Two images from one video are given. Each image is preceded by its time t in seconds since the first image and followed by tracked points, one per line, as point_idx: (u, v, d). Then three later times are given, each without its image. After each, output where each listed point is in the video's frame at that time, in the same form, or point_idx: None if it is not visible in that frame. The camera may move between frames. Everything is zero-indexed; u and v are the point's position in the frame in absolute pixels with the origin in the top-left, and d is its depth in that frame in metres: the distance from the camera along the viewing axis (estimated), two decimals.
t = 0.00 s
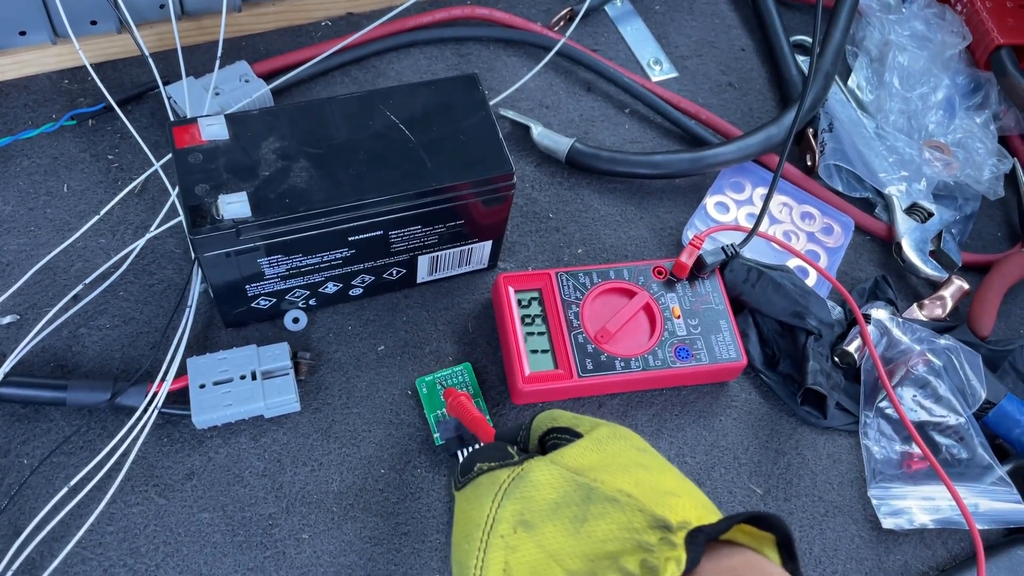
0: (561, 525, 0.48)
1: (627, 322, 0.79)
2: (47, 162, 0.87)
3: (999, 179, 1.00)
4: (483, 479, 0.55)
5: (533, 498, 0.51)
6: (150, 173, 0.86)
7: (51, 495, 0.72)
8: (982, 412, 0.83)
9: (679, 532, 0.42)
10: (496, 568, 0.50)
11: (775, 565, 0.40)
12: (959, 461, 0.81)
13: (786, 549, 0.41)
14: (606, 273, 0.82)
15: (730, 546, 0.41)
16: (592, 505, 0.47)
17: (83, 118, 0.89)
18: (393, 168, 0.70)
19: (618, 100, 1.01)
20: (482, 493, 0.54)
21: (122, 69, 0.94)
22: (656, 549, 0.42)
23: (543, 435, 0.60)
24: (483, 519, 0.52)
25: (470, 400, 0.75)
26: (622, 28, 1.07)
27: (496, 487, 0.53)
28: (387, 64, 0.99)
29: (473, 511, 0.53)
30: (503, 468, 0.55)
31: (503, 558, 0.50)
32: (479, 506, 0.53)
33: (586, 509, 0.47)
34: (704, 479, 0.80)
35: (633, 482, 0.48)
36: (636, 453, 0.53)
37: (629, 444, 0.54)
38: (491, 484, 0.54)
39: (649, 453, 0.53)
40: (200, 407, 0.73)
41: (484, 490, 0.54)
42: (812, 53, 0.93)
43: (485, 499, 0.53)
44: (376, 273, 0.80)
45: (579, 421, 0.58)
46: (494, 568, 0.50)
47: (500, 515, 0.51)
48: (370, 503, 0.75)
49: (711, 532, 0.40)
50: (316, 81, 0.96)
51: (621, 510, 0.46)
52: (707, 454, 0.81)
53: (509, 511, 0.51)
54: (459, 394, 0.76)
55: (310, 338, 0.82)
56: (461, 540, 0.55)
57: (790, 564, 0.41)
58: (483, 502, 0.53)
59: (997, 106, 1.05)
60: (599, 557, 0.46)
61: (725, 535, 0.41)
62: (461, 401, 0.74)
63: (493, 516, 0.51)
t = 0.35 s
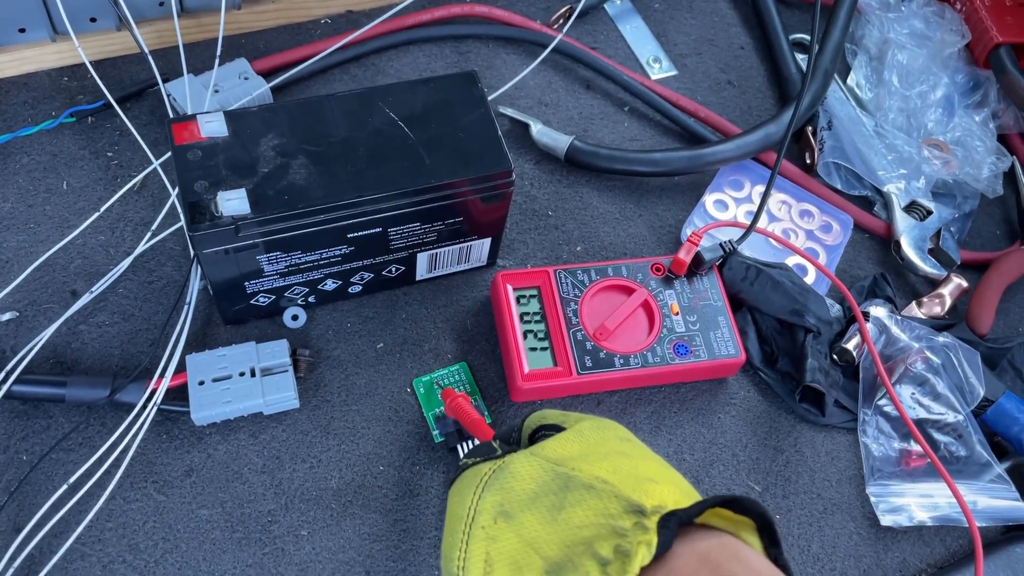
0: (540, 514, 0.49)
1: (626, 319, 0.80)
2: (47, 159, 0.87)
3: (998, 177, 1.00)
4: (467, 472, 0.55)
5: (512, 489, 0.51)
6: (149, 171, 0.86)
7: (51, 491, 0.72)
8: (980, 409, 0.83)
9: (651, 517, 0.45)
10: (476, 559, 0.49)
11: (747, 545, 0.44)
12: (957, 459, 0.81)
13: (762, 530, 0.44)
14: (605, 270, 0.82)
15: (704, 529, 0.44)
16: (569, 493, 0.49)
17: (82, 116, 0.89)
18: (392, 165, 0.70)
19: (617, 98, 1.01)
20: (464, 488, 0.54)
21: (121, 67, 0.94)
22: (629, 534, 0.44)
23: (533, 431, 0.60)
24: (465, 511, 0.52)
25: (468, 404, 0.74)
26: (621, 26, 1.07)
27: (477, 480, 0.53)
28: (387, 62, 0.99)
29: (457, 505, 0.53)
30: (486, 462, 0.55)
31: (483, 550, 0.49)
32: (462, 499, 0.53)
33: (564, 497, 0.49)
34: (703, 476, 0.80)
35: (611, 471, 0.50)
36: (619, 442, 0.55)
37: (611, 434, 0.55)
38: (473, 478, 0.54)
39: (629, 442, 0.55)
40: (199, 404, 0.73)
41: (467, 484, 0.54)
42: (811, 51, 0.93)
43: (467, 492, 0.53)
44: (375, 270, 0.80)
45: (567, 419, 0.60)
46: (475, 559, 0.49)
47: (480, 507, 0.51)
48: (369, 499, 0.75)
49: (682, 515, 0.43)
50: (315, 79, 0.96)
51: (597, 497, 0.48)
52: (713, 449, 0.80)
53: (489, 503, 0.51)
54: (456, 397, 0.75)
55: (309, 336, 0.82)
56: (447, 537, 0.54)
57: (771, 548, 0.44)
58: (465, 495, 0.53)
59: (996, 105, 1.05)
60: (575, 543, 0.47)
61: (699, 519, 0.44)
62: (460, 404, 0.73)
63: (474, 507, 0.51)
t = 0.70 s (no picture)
0: (528, 525, 0.49)
1: (625, 318, 0.80)
2: (48, 159, 0.87)
3: (997, 176, 1.00)
4: (455, 487, 0.54)
5: (500, 501, 0.51)
6: (150, 171, 0.86)
7: (52, 490, 0.72)
8: (978, 409, 0.83)
9: (637, 526, 0.44)
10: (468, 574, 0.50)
11: (734, 548, 0.44)
12: (955, 458, 0.82)
13: (750, 532, 0.44)
14: (604, 270, 0.83)
15: (690, 534, 0.45)
16: (556, 505, 0.48)
17: (83, 116, 0.89)
18: (392, 165, 0.70)
19: (617, 98, 1.01)
20: (454, 501, 0.53)
21: (122, 67, 0.94)
22: (614, 544, 0.44)
23: (524, 439, 0.60)
24: (455, 526, 0.52)
25: (465, 403, 0.75)
26: (621, 26, 1.07)
27: (466, 495, 0.52)
28: (387, 62, 0.99)
29: (447, 520, 0.53)
30: (475, 474, 0.54)
31: (475, 563, 0.50)
32: (451, 514, 0.53)
33: (551, 508, 0.49)
34: (702, 475, 0.80)
35: (598, 479, 0.49)
36: (608, 449, 0.54)
37: (599, 441, 0.55)
38: (462, 491, 0.53)
39: (618, 448, 0.55)
40: (200, 403, 0.74)
41: (456, 499, 0.53)
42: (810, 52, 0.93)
43: (456, 507, 0.53)
44: (376, 270, 0.80)
45: (557, 425, 0.59)
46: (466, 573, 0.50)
47: (469, 521, 0.51)
48: (369, 498, 0.75)
49: (665, 523, 0.43)
50: (316, 79, 0.96)
51: (584, 507, 0.47)
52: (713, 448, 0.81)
53: (478, 517, 0.51)
54: (455, 397, 0.76)
55: (309, 335, 0.83)
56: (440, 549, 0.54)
57: (760, 548, 0.44)
58: (454, 510, 0.53)
59: (995, 105, 1.06)
60: (563, 554, 0.47)
61: (685, 525, 0.45)
62: (459, 405, 0.74)
63: (464, 522, 0.51)
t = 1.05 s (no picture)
0: (522, 520, 0.49)
1: (626, 314, 0.80)
2: (49, 156, 0.87)
3: (998, 173, 1.00)
4: (451, 483, 0.56)
5: (494, 496, 0.51)
6: (151, 167, 0.86)
7: (53, 486, 0.72)
8: (979, 405, 0.83)
9: (630, 519, 0.43)
10: (463, 567, 0.50)
11: (727, 542, 0.44)
12: (956, 454, 0.81)
13: (744, 525, 0.45)
14: (605, 266, 0.83)
15: (684, 528, 0.44)
16: (550, 499, 0.48)
17: (84, 112, 0.89)
18: (392, 161, 0.70)
19: (617, 95, 1.01)
20: (448, 497, 0.55)
21: (123, 64, 0.94)
22: (607, 538, 0.43)
23: (520, 434, 0.61)
24: (450, 521, 0.53)
25: (463, 397, 0.75)
26: (621, 23, 1.07)
27: (460, 490, 0.54)
28: (387, 59, 0.99)
29: (443, 516, 0.54)
30: (471, 469, 0.55)
31: (469, 558, 0.50)
32: (447, 509, 0.54)
33: (545, 503, 0.48)
34: (702, 471, 0.80)
35: (591, 473, 0.48)
36: (602, 442, 0.53)
37: (593, 435, 0.54)
38: (456, 487, 0.55)
39: (612, 442, 0.54)
40: (201, 399, 0.74)
41: (452, 494, 0.55)
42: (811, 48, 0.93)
43: (452, 502, 0.54)
44: (376, 267, 0.80)
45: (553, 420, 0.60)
46: (461, 568, 0.50)
47: (464, 515, 0.52)
48: (370, 494, 0.75)
49: (659, 517, 0.42)
50: (317, 75, 0.96)
51: (577, 501, 0.46)
52: (703, 445, 0.81)
53: (472, 512, 0.51)
54: (454, 393, 0.76)
55: (310, 331, 0.83)
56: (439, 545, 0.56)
57: (754, 543, 0.45)
58: (449, 505, 0.54)
59: (995, 102, 1.06)
60: (557, 548, 0.46)
61: (677, 519, 0.44)
62: (458, 401, 0.74)
63: (458, 516, 0.52)
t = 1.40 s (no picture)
0: (523, 523, 0.48)
1: (630, 311, 0.79)
2: (45, 151, 0.86)
3: (1007, 167, 0.99)
4: (451, 485, 0.54)
5: (495, 498, 0.50)
6: (148, 163, 0.85)
7: (50, 486, 0.71)
8: (988, 402, 0.81)
9: (634, 522, 0.43)
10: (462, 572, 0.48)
11: (733, 544, 0.43)
12: (966, 452, 0.80)
13: (752, 527, 0.44)
14: (609, 262, 0.81)
15: (690, 531, 0.43)
16: (552, 501, 0.47)
17: (81, 107, 0.88)
18: (393, 155, 0.69)
19: (621, 89, 1.00)
20: (448, 502, 0.52)
21: (120, 58, 0.93)
22: (611, 541, 0.43)
23: (523, 434, 0.60)
24: (450, 524, 0.51)
25: (465, 396, 0.74)
26: (624, 16, 1.06)
27: (460, 492, 0.52)
28: (388, 53, 0.98)
29: (442, 518, 0.52)
30: (471, 470, 0.53)
31: (470, 561, 0.49)
32: (446, 512, 0.52)
33: (546, 505, 0.47)
34: (708, 470, 0.79)
35: (595, 474, 0.47)
36: (606, 442, 0.52)
37: (597, 434, 0.53)
38: (456, 491, 0.52)
39: (616, 441, 0.53)
40: (199, 397, 0.72)
41: (452, 496, 0.52)
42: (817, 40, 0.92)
43: (452, 504, 0.52)
44: (376, 263, 0.79)
45: (555, 419, 0.59)
46: (461, 571, 0.48)
47: (464, 519, 0.50)
48: (371, 494, 0.74)
49: (663, 520, 0.42)
50: (316, 70, 0.95)
51: (580, 504, 0.46)
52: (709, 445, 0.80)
53: (473, 514, 0.50)
54: (456, 392, 0.75)
55: (310, 329, 0.82)
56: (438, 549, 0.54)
57: (763, 545, 0.43)
58: (449, 508, 0.52)
59: (1004, 95, 1.04)
60: (559, 551, 0.45)
61: (683, 521, 0.43)
62: (460, 400, 0.73)
63: (458, 519, 0.50)
